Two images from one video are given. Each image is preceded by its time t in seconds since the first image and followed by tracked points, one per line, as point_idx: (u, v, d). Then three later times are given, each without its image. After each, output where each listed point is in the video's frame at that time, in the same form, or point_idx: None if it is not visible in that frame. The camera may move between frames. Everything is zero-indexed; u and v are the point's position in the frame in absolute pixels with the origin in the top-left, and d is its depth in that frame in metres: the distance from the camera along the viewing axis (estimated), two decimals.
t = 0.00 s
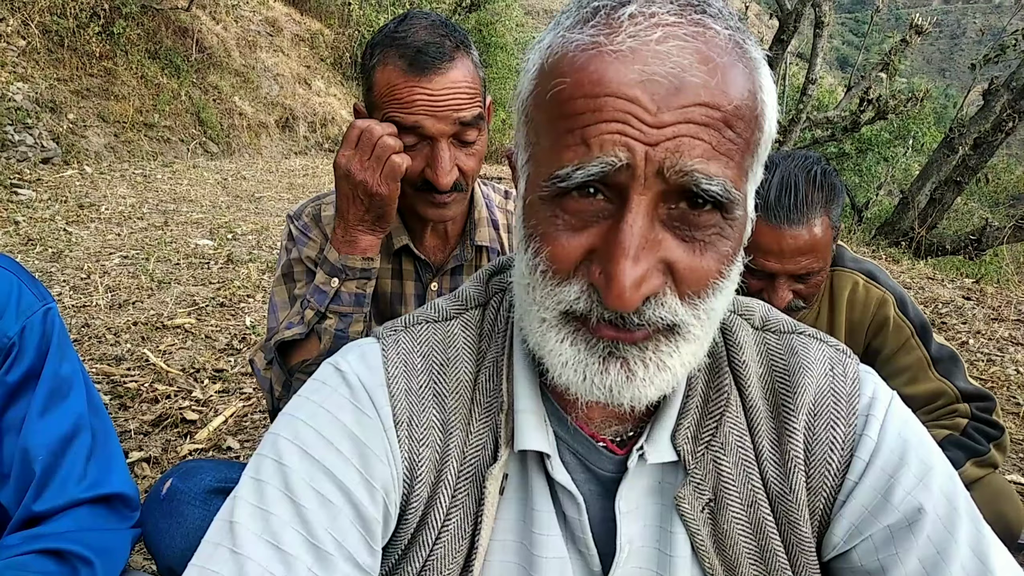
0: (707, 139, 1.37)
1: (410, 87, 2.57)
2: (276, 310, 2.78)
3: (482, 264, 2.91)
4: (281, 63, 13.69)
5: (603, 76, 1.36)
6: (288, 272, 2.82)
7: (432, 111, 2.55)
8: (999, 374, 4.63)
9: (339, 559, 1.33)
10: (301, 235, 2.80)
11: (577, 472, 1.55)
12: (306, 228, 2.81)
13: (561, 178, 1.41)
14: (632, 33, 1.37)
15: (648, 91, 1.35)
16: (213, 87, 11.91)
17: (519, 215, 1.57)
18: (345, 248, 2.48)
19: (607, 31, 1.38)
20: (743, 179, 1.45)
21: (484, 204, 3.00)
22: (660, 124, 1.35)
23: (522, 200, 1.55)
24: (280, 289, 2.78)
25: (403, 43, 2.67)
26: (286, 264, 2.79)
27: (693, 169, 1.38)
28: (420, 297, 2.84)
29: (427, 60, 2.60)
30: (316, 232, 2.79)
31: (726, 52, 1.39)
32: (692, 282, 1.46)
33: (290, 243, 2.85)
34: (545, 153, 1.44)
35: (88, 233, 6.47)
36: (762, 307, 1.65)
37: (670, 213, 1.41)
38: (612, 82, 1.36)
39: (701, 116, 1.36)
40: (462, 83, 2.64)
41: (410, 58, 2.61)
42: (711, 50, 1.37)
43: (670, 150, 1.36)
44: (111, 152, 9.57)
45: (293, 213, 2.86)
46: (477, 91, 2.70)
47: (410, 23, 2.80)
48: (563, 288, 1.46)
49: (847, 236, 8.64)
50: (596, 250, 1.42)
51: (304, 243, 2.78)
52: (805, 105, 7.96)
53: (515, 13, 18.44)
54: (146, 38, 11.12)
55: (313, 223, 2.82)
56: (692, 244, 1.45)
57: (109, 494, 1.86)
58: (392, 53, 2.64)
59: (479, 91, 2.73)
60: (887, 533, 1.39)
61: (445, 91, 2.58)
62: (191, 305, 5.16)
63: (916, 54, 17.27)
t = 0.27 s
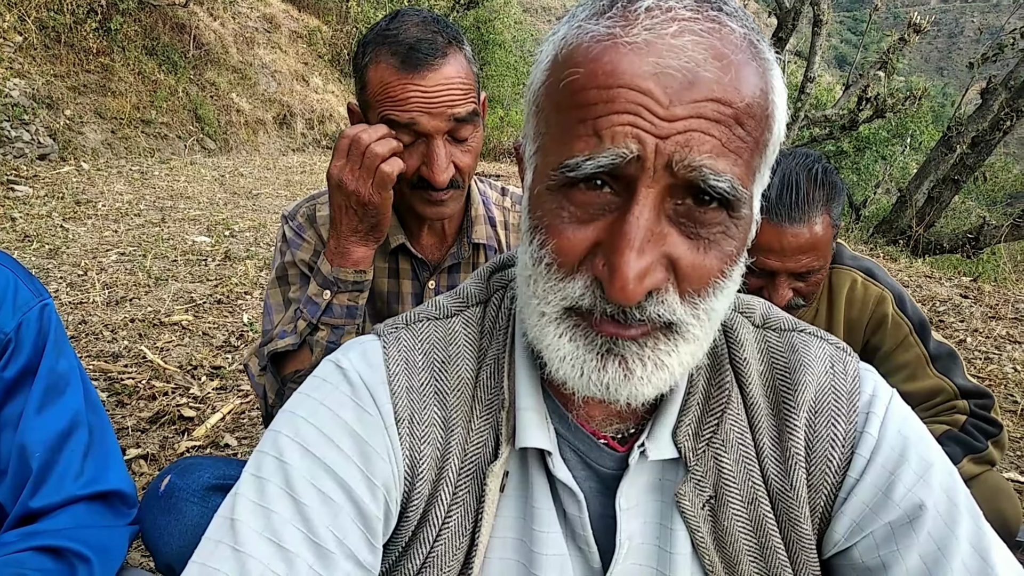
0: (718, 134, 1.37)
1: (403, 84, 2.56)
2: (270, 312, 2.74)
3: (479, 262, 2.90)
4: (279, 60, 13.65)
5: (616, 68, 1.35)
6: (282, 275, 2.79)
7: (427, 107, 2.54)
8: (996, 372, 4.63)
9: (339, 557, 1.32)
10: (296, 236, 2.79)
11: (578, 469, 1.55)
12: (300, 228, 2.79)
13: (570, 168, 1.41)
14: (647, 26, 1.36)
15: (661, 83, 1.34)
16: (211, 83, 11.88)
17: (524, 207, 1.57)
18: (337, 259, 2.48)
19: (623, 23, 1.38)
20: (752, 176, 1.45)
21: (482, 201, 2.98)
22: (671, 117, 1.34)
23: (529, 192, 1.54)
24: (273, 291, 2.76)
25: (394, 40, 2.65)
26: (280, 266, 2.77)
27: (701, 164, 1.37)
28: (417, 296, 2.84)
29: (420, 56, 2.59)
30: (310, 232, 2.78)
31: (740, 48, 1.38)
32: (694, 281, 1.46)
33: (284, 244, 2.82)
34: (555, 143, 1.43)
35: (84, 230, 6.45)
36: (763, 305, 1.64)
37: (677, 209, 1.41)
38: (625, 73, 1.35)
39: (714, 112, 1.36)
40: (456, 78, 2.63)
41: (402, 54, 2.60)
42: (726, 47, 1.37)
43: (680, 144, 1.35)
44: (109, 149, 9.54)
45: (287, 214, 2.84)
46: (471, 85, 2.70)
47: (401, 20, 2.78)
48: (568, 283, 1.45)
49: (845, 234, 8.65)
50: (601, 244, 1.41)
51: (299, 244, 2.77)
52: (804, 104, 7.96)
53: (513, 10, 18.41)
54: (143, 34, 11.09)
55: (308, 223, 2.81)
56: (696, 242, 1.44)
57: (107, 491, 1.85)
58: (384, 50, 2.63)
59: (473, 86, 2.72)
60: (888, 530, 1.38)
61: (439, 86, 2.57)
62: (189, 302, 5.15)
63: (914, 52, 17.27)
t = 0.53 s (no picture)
0: (743, 150, 1.36)
1: (393, 74, 2.61)
2: (256, 318, 2.69)
3: (478, 264, 2.89)
4: (281, 60, 13.66)
5: (641, 78, 1.35)
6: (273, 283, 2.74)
7: (416, 96, 2.59)
8: (998, 374, 4.63)
9: (339, 559, 1.32)
10: (290, 243, 2.73)
11: (581, 472, 1.55)
12: (296, 234, 2.74)
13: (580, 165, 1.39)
14: (675, 38, 1.35)
15: (687, 98, 1.33)
16: (212, 84, 11.90)
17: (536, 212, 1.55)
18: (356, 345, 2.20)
19: (649, 34, 1.37)
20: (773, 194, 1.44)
21: (480, 202, 2.97)
22: (695, 131, 1.34)
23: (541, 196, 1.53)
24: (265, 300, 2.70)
25: (388, 30, 2.71)
26: (273, 274, 2.72)
27: (728, 181, 1.37)
28: (416, 298, 2.85)
29: (410, 45, 2.64)
30: (306, 238, 2.76)
31: (766, 65, 1.38)
32: (705, 298, 1.46)
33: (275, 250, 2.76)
34: (570, 148, 1.42)
35: (86, 230, 6.45)
36: (767, 308, 1.65)
37: (696, 223, 1.40)
38: (649, 84, 1.34)
39: (739, 127, 1.36)
40: (448, 70, 2.66)
41: (394, 45, 2.66)
42: (753, 64, 1.36)
43: (704, 158, 1.34)
44: (110, 149, 9.55)
45: (280, 219, 2.78)
46: (465, 79, 2.73)
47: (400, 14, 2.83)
48: (578, 293, 1.46)
49: (846, 236, 8.65)
50: (615, 256, 1.41)
51: (293, 252, 2.72)
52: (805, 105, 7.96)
53: (515, 11, 18.41)
54: (145, 34, 11.10)
55: (303, 228, 2.78)
56: (710, 262, 1.44)
57: (109, 491, 1.86)
58: (377, 44, 2.69)
59: (467, 79, 2.74)
60: (890, 532, 1.39)
61: (430, 77, 2.60)
62: (190, 302, 5.15)
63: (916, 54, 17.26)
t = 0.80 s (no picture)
0: (728, 152, 1.36)
1: (375, 74, 2.65)
2: (265, 324, 2.70)
3: (477, 265, 2.88)
4: (283, 62, 13.68)
5: (623, 80, 1.34)
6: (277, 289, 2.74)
7: (397, 96, 2.61)
8: (1001, 374, 4.62)
9: (337, 563, 1.33)
10: (294, 247, 2.73)
11: (581, 474, 1.55)
12: (298, 238, 2.74)
13: (570, 180, 1.40)
14: (655, 38, 1.35)
15: (670, 99, 1.33)
16: (214, 85, 11.92)
17: (530, 218, 1.56)
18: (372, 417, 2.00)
19: (629, 35, 1.37)
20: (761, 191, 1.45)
21: (479, 202, 2.97)
22: (681, 133, 1.34)
23: (533, 204, 1.54)
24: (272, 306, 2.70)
25: (374, 31, 2.76)
26: (278, 280, 2.71)
27: (715, 186, 1.37)
28: (415, 300, 2.85)
29: (393, 46, 2.68)
30: (308, 241, 2.76)
31: (749, 60, 1.38)
32: (702, 298, 1.46)
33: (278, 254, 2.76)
34: (557, 156, 1.42)
35: (88, 231, 6.46)
36: (765, 309, 1.65)
37: (687, 226, 1.41)
38: (633, 87, 1.34)
39: (724, 128, 1.36)
40: (433, 70, 2.68)
41: (378, 46, 2.70)
42: (734, 59, 1.37)
43: (690, 164, 1.35)
44: (113, 150, 9.57)
45: (282, 223, 2.77)
46: (452, 81, 2.74)
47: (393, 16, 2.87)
48: (574, 301, 1.46)
49: (848, 236, 8.64)
50: (609, 261, 1.42)
51: (298, 256, 2.73)
52: (806, 105, 7.95)
53: (516, 12, 18.41)
54: (147, 36, 11.13)
55: (304, 231, 2.77)
56: (705, 260, 1.44)
57: (111, 492, 1.86)
58: (363, 47, 2.74)
59: (455, 81, 2.75)
60: (893, 533, 1.39)
61: (411, 77, 2.62)
62: (192, 303, 5.16)
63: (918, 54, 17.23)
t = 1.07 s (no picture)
0: (732, 138, 1.37)
1: (374, 72, 2.64)
2: (275, 333, 2.73)
3: (477, 267, 2.88)
4: (282, 61, 13.67)
5: (628, 70, 1.34)
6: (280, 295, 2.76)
7: (395, 95, 2.61)
8: (1000, 372, 4.62)
9: (342, 559, 1.33)
10: (295, 253, 2.74)
11: (584, 471, 1.55)
12: (299, 244, 2.75)
13: (580, 171, 1.40)
14: (658, 27, 1.36)
15: (674, 86, 1.34)
16: (213, 85, 11.92)
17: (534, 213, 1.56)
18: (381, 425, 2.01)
19: (633, 25, 1.37)
20: (764, 179, 1.45)
21: (480, 204, 2.97)
22: (685, 119, 1.34)
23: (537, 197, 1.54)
24: (281, 314, 2.73)
25: (375, 29, 2.76)
26: (281, 287, 2.73)
27: (718, 172, 1.37)
28: (415, 302, 2.85)
29: (392, 43, 2.67)
30: (310, 247, 2.77)
31: (751, 49, 1.39)
32: (708, 284, 1.46)
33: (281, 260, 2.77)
34: (563, 147, 1.42)
35: (88, 232, 6.46)
36: (768, 306, 1.65)
37: (692, 213, 1.41)
38: (637, 75, 1.34)
39: (727, 114, 1.36)
40: (432, 70, 2.67)
41: (378, 43, 2.70)
42: (737, 48, 1.37)
43: (693, 149, 1.35)
44: (112, 151, 9.56)
45: (284, 229, 2.78)
46: (452, 81, 2.73)
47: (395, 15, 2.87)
48: (580, 286, 1.46)
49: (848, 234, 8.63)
50: (615, 248, 1.41)
51: (299, 262, 2.74)
52: (806, 104, 7.94)
53: (516, 11, 18.41)
54: (146, 36, 11.12)
55: (305, 236, 2.78)
56: (710, 246, 1.44)
57: (110, 492, 1.86)
58: (363, 45, 2.74)
59: (455, 81, 2.75)
60: (894, 529, 1.38)
61: (409, 76, 2.62)
62: (192, 303, 5.16)
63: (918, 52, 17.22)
